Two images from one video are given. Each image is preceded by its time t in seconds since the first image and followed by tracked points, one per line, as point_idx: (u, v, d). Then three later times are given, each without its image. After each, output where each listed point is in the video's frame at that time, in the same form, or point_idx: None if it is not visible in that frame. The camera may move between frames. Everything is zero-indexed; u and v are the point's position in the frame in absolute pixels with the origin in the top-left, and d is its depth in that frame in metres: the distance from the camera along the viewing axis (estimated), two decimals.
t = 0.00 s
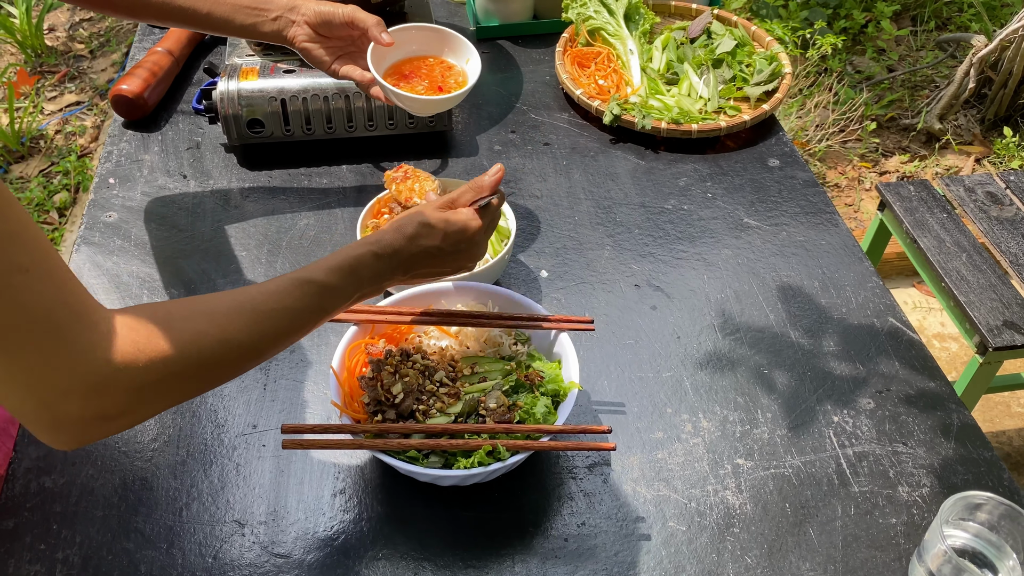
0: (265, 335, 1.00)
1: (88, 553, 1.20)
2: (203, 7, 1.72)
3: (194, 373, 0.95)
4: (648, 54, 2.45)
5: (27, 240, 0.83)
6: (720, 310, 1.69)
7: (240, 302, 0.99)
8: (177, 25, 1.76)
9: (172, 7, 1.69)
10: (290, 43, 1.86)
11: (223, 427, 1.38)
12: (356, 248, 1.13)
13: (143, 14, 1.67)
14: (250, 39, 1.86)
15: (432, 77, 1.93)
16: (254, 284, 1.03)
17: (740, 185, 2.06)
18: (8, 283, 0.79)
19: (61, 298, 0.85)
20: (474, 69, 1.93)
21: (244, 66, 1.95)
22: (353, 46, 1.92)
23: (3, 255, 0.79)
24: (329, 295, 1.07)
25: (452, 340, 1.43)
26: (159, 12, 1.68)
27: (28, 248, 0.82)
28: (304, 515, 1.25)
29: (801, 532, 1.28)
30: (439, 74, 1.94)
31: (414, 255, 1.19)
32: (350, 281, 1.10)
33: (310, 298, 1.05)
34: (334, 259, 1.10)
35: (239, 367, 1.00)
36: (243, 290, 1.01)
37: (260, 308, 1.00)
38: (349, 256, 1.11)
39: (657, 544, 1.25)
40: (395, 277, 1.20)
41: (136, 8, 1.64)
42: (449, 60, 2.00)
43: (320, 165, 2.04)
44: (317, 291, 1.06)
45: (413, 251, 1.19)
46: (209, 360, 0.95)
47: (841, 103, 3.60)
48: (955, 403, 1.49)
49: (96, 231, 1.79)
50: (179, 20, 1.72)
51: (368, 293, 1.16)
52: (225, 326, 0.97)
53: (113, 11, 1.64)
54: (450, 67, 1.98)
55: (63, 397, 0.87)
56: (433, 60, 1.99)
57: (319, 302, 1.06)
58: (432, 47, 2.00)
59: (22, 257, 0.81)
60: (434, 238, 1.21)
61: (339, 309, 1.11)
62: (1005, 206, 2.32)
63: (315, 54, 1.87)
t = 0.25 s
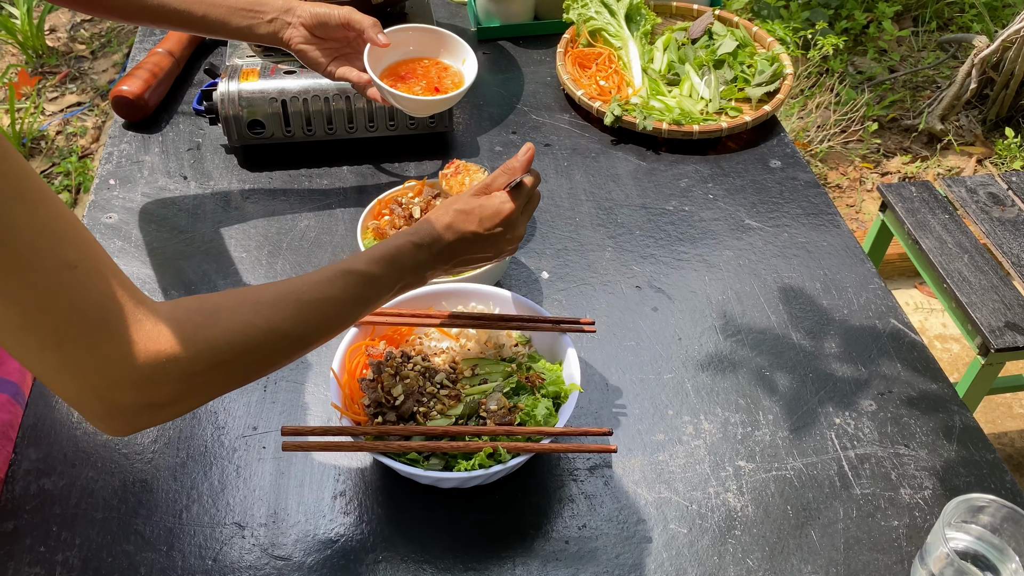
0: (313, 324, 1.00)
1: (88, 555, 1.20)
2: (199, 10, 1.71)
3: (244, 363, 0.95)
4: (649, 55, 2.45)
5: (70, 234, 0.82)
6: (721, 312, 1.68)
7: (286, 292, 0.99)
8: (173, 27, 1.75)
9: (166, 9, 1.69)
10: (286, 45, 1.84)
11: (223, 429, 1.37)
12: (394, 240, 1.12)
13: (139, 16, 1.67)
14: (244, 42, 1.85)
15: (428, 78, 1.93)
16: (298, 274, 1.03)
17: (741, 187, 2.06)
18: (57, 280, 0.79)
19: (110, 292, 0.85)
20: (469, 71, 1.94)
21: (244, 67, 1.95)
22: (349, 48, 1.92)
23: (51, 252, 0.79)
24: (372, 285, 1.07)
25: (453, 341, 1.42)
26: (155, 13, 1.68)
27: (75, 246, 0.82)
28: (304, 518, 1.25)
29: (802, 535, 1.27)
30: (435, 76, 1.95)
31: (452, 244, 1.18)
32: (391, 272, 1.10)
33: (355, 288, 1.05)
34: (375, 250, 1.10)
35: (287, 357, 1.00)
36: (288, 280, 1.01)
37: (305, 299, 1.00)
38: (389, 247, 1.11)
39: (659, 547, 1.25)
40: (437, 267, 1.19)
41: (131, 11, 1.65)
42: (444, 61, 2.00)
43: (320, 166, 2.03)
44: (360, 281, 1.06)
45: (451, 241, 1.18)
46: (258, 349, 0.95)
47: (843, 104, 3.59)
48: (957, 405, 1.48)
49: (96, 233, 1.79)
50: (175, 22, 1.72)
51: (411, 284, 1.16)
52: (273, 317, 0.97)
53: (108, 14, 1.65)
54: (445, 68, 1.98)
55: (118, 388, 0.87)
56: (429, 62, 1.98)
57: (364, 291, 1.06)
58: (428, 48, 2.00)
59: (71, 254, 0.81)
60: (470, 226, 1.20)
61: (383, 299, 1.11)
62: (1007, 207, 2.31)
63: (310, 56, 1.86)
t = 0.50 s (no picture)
0: (297, 345, 0.98)
1: (89, 557, 1.20)
2: (200, 15, 1.70)
3: (223, 386, 0.95)
4: (650, 56, 2.45)
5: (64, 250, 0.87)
6: (721, 314, 1.68)
7: (272, 312, 0.98)
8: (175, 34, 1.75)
9: (167, 15, 1.66)
10: (287, 51, 1.84)
11: (224, 430, 1.37)
12: (393, 255, 1.08)
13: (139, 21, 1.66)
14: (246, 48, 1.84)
15: (429, 82, 1.93)
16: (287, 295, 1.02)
17: (741, 188, 2.06)
18: (30, 295, 0.82)
19: (86, 310, 0.87)
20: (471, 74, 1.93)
21: (245, 68, 1.95)
22: (350, 53, 1.91)
23: (29, 266, 0.82)
24: (367, 302, 1.03)
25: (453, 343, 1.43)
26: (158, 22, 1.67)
27: (52, 261, 0.85)
28: (305, 520, 1.25)
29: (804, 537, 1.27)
30: (436, 80, 1.94)
31: (456, 255, 1.12)
32: (390, 287, 1.06)
33: (346, 306, 1.02)
34: (372, 266, 1.06)
35: (271, 380, 0.99)
36: (277, 300, 1.00)
37: (292, 317, 0.98)
38: (387, 262, 1.07)
39: (660, 549, 1.25)
40: (444, 283, 1.13)
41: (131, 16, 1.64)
42: (446, 65, 2.00)
43: (321, 167, 2.03)
44: (353, 298, 1.03)
45: (455, 251, 1.12)
46: (237, 371, 0.95)
47: (844, 104, 3.58)
48: (958, 407, 1.48)
49: (97, 234, 1.79)
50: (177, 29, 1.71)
51: (417, 300, 1.10)
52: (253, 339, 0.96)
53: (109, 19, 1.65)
54: (447, 72, 1.98)
55: (91, 409, 0.88)
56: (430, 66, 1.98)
57: (356, 309, 1.03)
58: (429, 53, 2.00)
59: (47, 270, 0.84)
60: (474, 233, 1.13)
61: (383, 318, 1.06)
62: (1008, 209, 2.31)
63: (312, 61, 1.86)
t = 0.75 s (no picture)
0: (244, 363, 0.99)
1: (93, 557, 1.20)
2: (203, 18, 1.70)
3: (166, 407, 0.95)
4: (652, 57, 2.45)
5: (14, 274, 0.90)
6: (725, 314, 1.68)
7: (218, 331, 0.99)
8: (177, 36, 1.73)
9: (169, 18, 1.66)
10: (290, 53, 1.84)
11: (228, 430, 1.38)
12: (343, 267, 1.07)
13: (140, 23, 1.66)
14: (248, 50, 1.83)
15: (432, 85, 1.93)
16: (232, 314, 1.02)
17: (745, 189, 2.06)
18: None
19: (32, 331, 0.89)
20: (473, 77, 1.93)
21: (249, 68, 1.95)
22: (353, 56, 1.91)
23: None
24: (316, 315, 1.03)
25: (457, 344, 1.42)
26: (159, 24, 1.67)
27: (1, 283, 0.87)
28: (309, 519, 1.25)
29: (808, 538, 1.27)
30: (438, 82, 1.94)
31: (408, 263, 1.11)
32: (341, 299, 1.05)
33: (296, 321, 1.02)
34: (324, 279, 1.06)
35: (218, 399, 0.99)
36: (222, 319, 1.01)
37: (239, 335, 0.99)
38: (338, 275, 1.06)
39: (664, 549, 1.25)
40: (396, 292, 1.12)
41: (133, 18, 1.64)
42: (448, 68, 1.99)
43: (325, 168, 2.03)
44: (302, 312, 1.02)
45: (406, 260, 1.11)
46: (183, 391, 0.96)
47: (846, 105, 3.58)
48: (963, 407, 1.48)
49: (101, 234, 1.80)
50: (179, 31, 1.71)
51: (370, 311, 1.09)
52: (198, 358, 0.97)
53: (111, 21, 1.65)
54: (449, 74, 1.98)
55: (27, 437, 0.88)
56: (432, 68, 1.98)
57: (307, 323, 1.02)
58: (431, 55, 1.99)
59: None
60: (425, 239, 1.12)
61: (337, 331, 1.06)
62: (1010, 209, 2.31)
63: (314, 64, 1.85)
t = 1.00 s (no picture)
0: (258, 345, 1.01)
1: (95, 556, 1.20)
2: (199, 19, 1.71)
3: (189, 390, 0.97)
4: (652, 58, 2.45)
5: (44, 260, 0.88)
6: (723, 314, 1.69)
7: (233, 313, 1.01)
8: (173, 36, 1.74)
9: (165, 18, 1.67)
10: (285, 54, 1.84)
11: (229, 430, 1.38)
12: (340, 249, 1.10)
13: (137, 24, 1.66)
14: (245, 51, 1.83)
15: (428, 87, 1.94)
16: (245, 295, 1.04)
17: (744, 190, 2.07)
18: (10, 304, 0.83)
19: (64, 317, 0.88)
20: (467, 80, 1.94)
21: (250, 70, 1.96)
22: (348, 58, 1.91)
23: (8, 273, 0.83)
24: (320, 297, 1.06)
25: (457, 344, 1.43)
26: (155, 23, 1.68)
27: (34, 271, 0.86)
28: (310, 519, 1.26)
29: (806, 537, 1.28)
30: (434, 84, 1.95)
31: (401, 244, 1.14)
32: (342, 281, 1.08)
33: (303, 303, 1.04)
34: (325, 261, 1.09)
35: (236, 380, 1.01)
36: (236, 301, 1.03)
37: (251, 318, 1.01)
38: (337, 257, 1.09)
39: (663, 548, 1.25)
40: (390, 272, 1.16)
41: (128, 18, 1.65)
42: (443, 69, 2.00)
43: (325, 168, 2.04)
44: (307, 294, 1.05)
45: (400, 241, 1.14)
46: (205, 373, 0.97)
47: (845, 106, 3.59)
48: (960, 408, 1.49)
49: (102, 235, 1.80)
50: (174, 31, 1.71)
51: (367, 291, 1.13)
52: (217, 341, 0.98)
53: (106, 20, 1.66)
54: (444, 76, 1.99)
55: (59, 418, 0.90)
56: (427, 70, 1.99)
57: (313, 305, 1.05)
58: (427, 57, 2.00)
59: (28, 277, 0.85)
60: (416, 221, 1.16)
61: (339, 311, 1.09)
62: (1009, 210, 2.31)
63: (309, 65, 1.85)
